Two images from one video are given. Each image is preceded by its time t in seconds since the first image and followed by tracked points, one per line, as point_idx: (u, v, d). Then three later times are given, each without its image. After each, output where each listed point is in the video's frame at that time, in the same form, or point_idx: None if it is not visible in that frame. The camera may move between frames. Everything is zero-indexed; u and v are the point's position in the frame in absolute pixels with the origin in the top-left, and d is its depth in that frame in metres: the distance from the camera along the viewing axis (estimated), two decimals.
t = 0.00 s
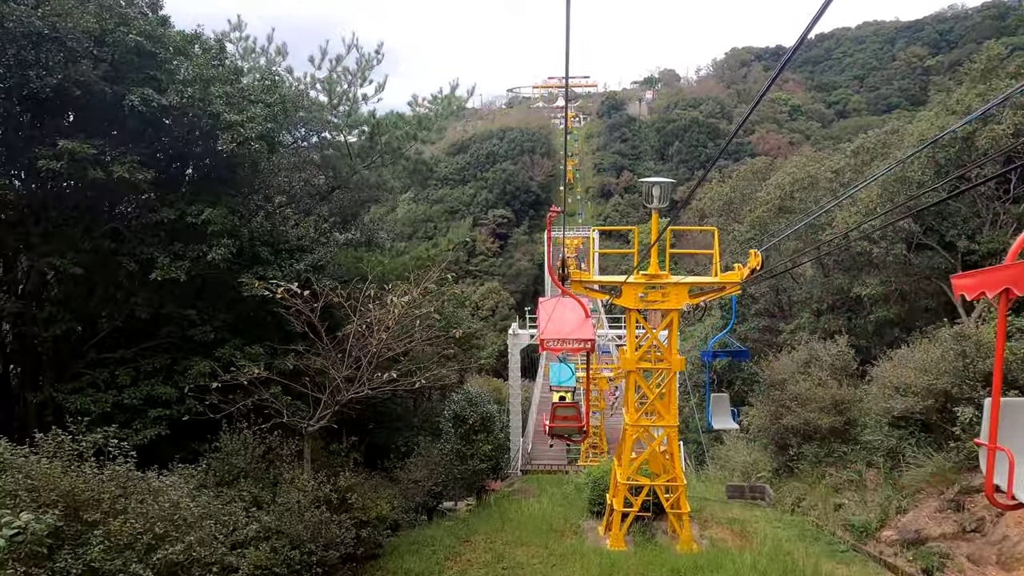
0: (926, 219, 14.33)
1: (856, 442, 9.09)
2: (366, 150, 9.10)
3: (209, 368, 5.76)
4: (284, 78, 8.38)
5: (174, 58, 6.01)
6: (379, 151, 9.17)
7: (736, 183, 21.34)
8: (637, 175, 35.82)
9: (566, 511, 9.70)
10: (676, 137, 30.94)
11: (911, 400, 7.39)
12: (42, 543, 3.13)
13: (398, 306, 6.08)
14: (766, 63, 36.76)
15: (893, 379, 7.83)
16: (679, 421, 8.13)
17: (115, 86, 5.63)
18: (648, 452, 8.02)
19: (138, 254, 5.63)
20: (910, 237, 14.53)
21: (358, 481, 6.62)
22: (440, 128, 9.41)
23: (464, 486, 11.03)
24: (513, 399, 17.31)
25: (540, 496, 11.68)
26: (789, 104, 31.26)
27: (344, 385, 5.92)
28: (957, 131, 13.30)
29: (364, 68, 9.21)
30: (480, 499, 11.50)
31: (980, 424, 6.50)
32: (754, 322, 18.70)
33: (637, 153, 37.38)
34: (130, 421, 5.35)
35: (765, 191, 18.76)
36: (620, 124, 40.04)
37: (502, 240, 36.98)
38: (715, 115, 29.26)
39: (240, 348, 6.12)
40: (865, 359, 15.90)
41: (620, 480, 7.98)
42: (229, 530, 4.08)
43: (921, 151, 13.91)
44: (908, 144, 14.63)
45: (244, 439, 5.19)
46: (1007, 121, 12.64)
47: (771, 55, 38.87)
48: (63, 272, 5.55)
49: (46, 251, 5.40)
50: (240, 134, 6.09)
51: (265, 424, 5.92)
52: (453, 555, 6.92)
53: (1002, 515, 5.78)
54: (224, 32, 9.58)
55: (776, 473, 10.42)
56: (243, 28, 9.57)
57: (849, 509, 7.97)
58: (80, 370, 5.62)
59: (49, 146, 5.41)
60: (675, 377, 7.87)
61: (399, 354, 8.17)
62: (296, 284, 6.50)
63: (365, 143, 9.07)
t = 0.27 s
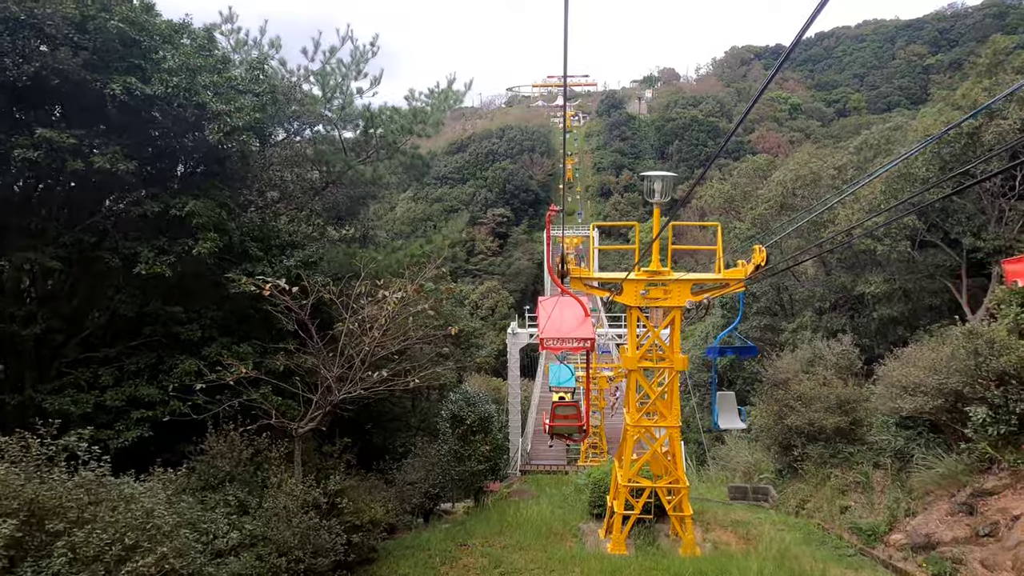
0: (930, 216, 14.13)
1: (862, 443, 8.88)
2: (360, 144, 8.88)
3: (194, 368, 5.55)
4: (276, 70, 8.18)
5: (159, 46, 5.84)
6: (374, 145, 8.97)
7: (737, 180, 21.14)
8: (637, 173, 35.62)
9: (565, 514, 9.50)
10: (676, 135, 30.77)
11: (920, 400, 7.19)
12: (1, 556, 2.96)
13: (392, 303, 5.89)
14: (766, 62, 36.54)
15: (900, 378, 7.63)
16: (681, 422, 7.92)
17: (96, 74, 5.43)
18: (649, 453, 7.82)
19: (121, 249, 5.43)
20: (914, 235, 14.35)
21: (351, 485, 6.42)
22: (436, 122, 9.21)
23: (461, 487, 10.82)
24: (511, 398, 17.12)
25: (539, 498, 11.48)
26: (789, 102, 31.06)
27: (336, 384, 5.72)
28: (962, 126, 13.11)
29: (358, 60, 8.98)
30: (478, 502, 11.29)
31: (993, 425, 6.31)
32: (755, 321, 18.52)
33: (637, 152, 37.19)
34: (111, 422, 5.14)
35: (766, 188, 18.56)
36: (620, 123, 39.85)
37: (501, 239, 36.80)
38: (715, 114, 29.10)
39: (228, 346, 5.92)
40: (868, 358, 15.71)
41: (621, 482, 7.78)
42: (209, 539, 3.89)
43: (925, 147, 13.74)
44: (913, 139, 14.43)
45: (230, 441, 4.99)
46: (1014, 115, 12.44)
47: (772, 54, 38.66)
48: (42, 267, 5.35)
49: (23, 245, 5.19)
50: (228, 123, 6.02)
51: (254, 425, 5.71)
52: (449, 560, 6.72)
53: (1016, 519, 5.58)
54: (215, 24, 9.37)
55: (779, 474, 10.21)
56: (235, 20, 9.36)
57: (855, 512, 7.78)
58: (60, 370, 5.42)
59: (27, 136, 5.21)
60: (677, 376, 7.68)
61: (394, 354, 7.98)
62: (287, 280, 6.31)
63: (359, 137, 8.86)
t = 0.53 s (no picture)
0: (936, 212, 13.93)
1: (869, 444, 8.66)
2: (353, 137, 8.66)
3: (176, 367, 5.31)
4: (266, 60, 7.94)
5: (141, 33, 5.66)
6: (368, 138, 8.73)
7: (738, 178, 20.92)
8: (637, 172, 35.38)
9: (564, 517, 9.28)
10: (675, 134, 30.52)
11: (930, 400, 6.97)
12: None
13: (383, 299, 5.67)
14: (766, 61, 36.29)
15: (909, 377, 7.40)
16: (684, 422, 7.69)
17: (73, 60, 5.21)
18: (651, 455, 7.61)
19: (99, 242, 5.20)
20: (919, 232, 14.13)
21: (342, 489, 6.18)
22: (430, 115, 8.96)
23: (458, 489, 10.61)
24: (510, 398, 16.91)
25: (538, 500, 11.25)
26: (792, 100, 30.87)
27: (324, 385, 5.50)
28: (969, 121, 12.87)
29: (352, 50, 8.73)
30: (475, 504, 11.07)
31: (1008, 426, 6.08)
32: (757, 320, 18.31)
33: (637, 151, 36.96)
34: (89, 425, 4.91)
35: (768, 186, 18.32)
36: (620, 121, 39.65)
37: (501, 238, 36.60)
38: (714, 112, 28.79)
39: (213, 344, 5.69)
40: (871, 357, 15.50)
41: (621, 485, 7.53)
42: (184, 549, 3.65)
43: (930, 143, 13.51)
44: (918, 135, 14.21)
45: (213, 443, 4.76)
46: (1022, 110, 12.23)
47: (772, 52, 38.42)
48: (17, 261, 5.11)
49: None
50: (212, 112, 5.81)
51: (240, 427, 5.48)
52: (444, 566, 6.50)
53: None
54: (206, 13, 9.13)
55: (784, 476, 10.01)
56: (226, 10, 9.12)
57: (863, 516, 7.55)
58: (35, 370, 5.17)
59: None
60: (679, 375, 7.47)
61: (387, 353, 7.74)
62: (275, 276, 6.07)
63: (352, 130, 8.64)
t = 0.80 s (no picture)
0: (941, 211, 13.74)
1: (876, 446, 8.46)
2: (348, 131, 8.46)
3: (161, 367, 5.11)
4: (258, 52, 7.73)
5: (124, 20, 5.47)
6: (363, 132, 8.52)
7: (740, 176, 20.73)
8: (637, 172, 35.16)
9: (564, 520, 9.08)
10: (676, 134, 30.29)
11: (941, 401, 6.77)
12: None
13: (376, 296, 5.48)
14: (766, 61, 36.05)
15: (916, 376, 7.20)
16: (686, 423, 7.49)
17: (53, 48, 5.03)
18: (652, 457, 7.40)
19: (81, 237, 5.01)
20: (924, 231, 13.93)
21: (332, 493, 5.98)
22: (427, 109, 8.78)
23: (456, 491, 10.40)
24: (510, 399, 16.72)
25: (537, 502, 11.05)
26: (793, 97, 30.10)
27: (314, 385, 5.31)
28: (975, 118, 12.68)
29: (346, 42, 8.53)
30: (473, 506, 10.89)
31: None
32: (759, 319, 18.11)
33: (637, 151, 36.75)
34: (69, 426, 4.72)
35: (770, 185, 18.11)
36: (620, 121, 39.47)
37: (500, 238, 36.41)
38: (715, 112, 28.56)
39: (200, 343, 5.49)
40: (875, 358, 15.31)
41: (623, 488, 7.33)
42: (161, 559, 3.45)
43: (935, 140, 13.32)
44: (923, 132, 14.01)
45: (196, 446, 4.55)
46: None
47: (772, 52, 38.20)
48: None
49: None
50: (197, 101, 5.57)
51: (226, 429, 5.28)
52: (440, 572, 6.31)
53: None
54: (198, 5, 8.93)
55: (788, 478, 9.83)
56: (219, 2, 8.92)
57: (871, 520, 7.35)
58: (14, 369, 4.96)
59: None
60: (682, 375, 7.27)
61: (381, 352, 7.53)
62: (264, 273, 5.88)
63: (347, 123, 8.44)
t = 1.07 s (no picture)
0: (947, 209, 13.55)
1: (883, 448, 8.26)
2: (343, 124, 8.27)
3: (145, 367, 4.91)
4: (249, 45, 7.55)
5: (107, 6, 5.32)
6: (357, 126, 8.34)
7: (741, 174, 20.53)
8: (637, 171, 34.94)
9: (564, 524, 8.88)
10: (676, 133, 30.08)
11: (952, 402, 6.58)
12: None
13: (369, 294, 5.30)
14: (766, 61, 35.80)
15: (926, 377, 7.00)
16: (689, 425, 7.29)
17: (31, 34, 4.85)
18: (654, 459, 7.20)
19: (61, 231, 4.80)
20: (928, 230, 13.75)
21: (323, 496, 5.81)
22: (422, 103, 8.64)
23: (453, 493, 10.22)
24: (509, 399, 16.53)
25: (535, 505, 10.86)
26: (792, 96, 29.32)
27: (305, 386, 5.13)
28: (982, 114, 12.50)
29: (341, 33, 8.33)
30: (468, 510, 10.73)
31: None
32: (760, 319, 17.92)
33: (637, 151, 36.53)
34: (47, 428, 4.51)
35: (772, 183, 17.90)
36: (620, 121, 39.28)
37: (500, 237, 36.23)
38: (715, 111, 28.32)
39: (185, 341, 5.29)
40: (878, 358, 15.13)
41: (624, 492, 7.13)
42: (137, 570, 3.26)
43: (940, 138, 13.13)
44: (928, 128, 13.81)
45: (178, 449, 4.35)
46: None
47: (772, 52, 37.99)
48: None
49: None
50: (183, 90, 5.44)
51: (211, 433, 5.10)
52: None
53: None
54: None
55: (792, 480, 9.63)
56: None
57: (879, 524, 7.15)
58: None
59: None
60: (685, 375, 7.07)
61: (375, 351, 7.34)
62: (253, 269, 5.68)
63: (341, 117, 8.25)
